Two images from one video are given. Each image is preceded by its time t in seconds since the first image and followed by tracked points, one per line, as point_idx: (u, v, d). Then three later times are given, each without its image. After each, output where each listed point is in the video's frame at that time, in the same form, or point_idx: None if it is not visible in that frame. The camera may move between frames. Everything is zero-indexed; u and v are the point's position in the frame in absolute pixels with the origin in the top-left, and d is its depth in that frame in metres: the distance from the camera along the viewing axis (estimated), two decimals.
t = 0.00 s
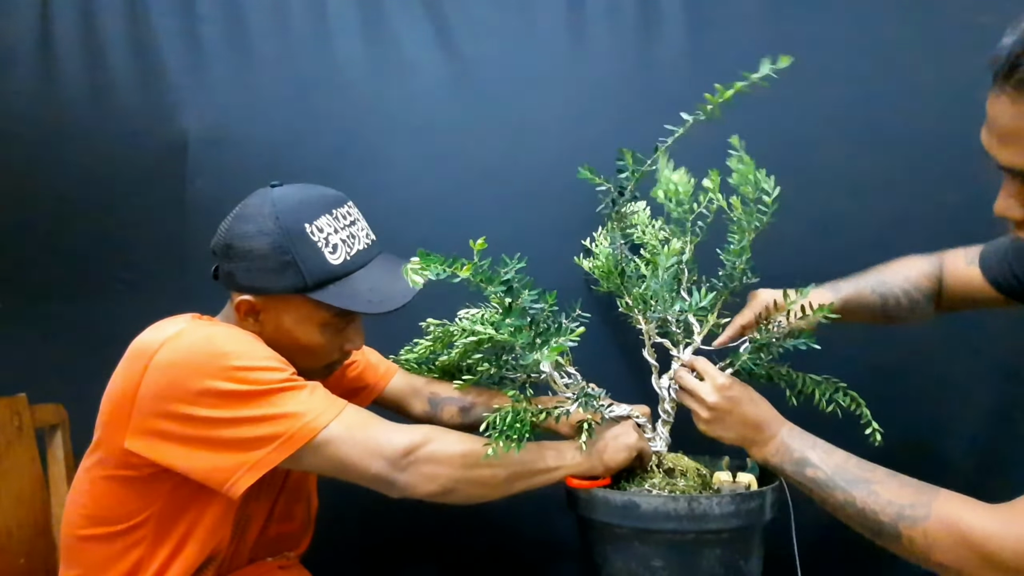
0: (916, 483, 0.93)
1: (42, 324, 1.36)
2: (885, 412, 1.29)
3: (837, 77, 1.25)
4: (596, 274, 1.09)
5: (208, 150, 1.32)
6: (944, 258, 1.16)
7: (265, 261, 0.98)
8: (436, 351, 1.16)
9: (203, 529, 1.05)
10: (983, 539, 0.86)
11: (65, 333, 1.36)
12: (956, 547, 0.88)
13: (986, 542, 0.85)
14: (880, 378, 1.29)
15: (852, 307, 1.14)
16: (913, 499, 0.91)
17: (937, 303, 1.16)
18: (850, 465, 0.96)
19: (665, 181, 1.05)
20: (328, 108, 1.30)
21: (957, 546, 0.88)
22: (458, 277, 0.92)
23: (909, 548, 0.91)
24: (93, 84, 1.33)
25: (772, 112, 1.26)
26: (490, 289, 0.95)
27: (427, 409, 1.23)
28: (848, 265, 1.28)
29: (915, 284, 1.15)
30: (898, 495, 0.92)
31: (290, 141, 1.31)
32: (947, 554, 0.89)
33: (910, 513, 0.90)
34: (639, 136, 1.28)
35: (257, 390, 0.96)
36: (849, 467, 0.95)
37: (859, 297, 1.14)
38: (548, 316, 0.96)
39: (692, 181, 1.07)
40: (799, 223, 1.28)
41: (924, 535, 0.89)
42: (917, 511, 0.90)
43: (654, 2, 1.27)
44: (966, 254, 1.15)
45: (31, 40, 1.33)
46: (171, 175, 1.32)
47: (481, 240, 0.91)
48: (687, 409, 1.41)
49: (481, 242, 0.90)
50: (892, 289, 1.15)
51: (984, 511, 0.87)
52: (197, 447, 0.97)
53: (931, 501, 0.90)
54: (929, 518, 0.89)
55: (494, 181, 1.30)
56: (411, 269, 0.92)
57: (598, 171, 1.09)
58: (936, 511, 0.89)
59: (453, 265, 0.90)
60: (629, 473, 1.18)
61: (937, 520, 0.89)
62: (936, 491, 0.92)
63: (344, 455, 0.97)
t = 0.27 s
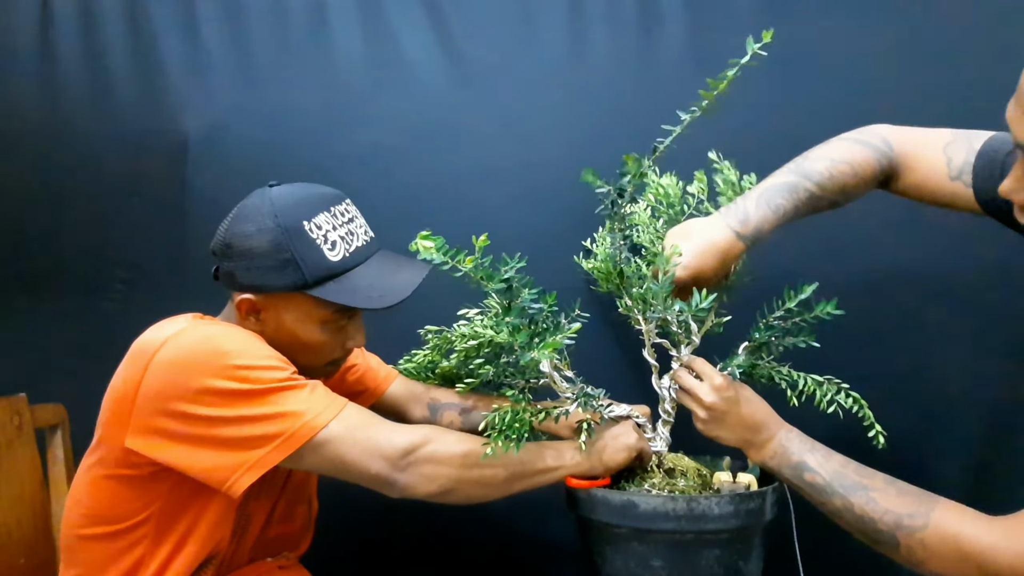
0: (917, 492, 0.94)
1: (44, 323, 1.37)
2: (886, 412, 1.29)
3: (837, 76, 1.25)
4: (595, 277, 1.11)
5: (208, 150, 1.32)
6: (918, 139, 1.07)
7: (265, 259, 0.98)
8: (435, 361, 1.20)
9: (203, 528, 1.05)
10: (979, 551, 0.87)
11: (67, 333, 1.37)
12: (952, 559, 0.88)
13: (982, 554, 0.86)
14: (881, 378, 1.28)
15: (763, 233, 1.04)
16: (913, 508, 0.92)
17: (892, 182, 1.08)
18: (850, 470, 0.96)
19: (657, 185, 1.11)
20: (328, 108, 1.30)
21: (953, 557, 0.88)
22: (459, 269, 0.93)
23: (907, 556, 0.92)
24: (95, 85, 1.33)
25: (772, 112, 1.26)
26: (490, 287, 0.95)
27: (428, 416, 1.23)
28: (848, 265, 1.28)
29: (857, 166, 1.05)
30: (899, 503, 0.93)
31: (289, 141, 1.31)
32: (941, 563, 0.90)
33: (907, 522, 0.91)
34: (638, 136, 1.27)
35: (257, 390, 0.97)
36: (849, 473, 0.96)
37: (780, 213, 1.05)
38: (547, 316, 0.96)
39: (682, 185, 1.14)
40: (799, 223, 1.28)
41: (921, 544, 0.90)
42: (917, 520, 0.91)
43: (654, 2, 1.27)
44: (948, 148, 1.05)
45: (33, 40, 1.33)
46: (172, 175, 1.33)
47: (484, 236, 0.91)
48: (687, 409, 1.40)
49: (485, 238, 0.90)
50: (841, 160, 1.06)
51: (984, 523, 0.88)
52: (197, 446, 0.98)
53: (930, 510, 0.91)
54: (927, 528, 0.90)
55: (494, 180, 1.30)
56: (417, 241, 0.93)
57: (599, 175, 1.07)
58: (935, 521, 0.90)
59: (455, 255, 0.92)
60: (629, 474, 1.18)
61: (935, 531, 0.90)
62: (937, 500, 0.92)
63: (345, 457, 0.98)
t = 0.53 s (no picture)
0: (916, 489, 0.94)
1: (44, 323, 1.37)
2: (886, 412, 1.29)
3: (836, 75, 1.25)
4: (596, 276, 1.10)
5: (208, 150, 1.32)
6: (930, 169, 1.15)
7: (262, 256, 0.98)
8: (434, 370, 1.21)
9: (202, 529, 1.05)
10: (979, 544, 0.87)
11: (66, 333, 1.37)
12: (952, 554, 0.88)
13: (982, 547, 0.86)
14: (881, 379, 1.28)
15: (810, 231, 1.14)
16: (912, 504, 0.92)
17: (926, 213, 1.14)
18: (848, 467, 0.96)
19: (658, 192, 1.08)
20: (328, 108, 1.30)
21: (953, 552, 0.88)
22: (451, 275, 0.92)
23: (907, 552, 0.92)
24: (94, 85, 1.33)
25: (771, 111, 1.26)
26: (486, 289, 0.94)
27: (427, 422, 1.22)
28: (848, 265, 1.28)
29: (895, 197, 1.14)
30: (898, 499, 0.93)
31: (288, 141, 1.31)
32: (940, 558, 0.89)
33: (907, 517, 0.91)
34: (638, 136, 1.27)
35: (257, 391, 0.96)
36: (847, 470, 0.96)
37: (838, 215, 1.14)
38: (545, 316, 0.96)
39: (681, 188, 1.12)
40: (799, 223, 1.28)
41: (921, 540, 0.90)
42: (916, 515, 0.91)
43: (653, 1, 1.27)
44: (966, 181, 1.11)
45: (32, 40, 1.33)
46: (171, 175, 1.33)
47: (477, 239, 0.90)
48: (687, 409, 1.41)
49: (479, 242, 0.90)
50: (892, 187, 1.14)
51: (982, 516, 0.88)
52: (196, 447, 0.98)
53: (929, 506, 0.91)
54: (927, 523, 0.90)
55: (493, 180, 1.30)
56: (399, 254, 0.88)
57: (593, 176, 1.10)
58: (934, 516, 0.90)
59: (445, 260, 0.91)
60: (629, 474, 1.19)
61: (935, 526, 0.90)
62: (936, 496, 0.92)
63: (344, 455, 0.98)
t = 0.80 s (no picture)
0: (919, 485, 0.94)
1: (44, 323, 1.37)
2: (887, 411, 1.28)
3: (835, 75, 1.25)
4: (597, 275, 1.11)
5: (207, 150, 1.32)
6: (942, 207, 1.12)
7: (263, 259, 0.99)
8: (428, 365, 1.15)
9: (201, 532, 1.05)
10: (986, 538, 0.87)
11: (65, 333, 1.37)
12: (957, 549, 0.89)
13: (986, 541, 0.87)
14: (882, 378, 1.28)
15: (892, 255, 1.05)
16: (915, 499, 0.92)
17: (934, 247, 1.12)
18: (851, 465, 0.96)
19: (660, 181, 1.08)
20: (327, 108, 1.30)
21: (957, 547, 0.89)
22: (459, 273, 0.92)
23: (911, 549, 0.92)
24: (93, 85, 1.33)
25: (770, 111, 1.26)
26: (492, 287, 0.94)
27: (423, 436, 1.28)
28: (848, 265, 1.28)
29: (925, 216, 1.09)
30: (901, 495, 0.93)
31: (289, 141, 1.31)
32: (944, 553, 0.90)
33: (910, 513, 0.92)
34: (638, 136, 1.28)
35: (255, 394, 0.97)
36: (850, 467, 0.96)
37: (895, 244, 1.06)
38: (550, 315, 0.96)
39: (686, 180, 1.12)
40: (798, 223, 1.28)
41: (926, 536, 0.90)
42: (921, 510, 0.91)
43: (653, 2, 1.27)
44: (964, 204, 1.12)
45: (31, 41, 1.33)
46: (171, 175, 1.33)
47: (486, 237, 0.90)
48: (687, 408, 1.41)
49: (486, 241, 0.89)
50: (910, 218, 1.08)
51: (987, 512, 0.88)
52: (194, 450, 0.98)
53: (932, 502, 0.92)
54: (931, 518, 0.91)
55: (492, 180, 1.30)
56: (411, 254, 0.88)
57: (595, 174, 1.09)
58: (940, 511, 0.91)
59: (454, 259, 0.91)
60: (629, 474, 1.19)
61: (940, 522, 0.90)
62: (939, 492, 0.93)
63: (344, 456, 0.98)
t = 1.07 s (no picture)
0: (920, 488, 0.94)
1: (43, 323, 1.37)
2: (887, 411, 1.28)
3: (835, 76, 1.25)
4: (598, 274, 1.10)
5: (208, 150, 1.32)
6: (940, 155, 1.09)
7: (272, 266, 0.99)
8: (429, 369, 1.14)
9: (199, 526, 1.05)
10: (988, 541, 0.87)
11: (65, 333, 1.37)
12: (958, 552, 0.89)
13: (988, 543, 0.87)
14: (882, 379, 1.28)
15: (785, 192, 1.07)
16: (917, 502, 0.92)
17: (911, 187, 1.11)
18: (852, 466, 0.96)
19: (669, 182, 1.06)
20: (327, 109, 1.30)
21: (958, 550, 0.89)
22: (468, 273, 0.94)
23: (913, 551, 0.92)
24: (94, 85, 1.33)
25: (771, 112, 1.26)
26: (495, 288, 0.95)
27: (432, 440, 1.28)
28: (848, 265, 1.27)
29: (889, 164, 1.09)
30: (902, 497, 0.93)
31: (288, 141, 1.31)
32: (945, 556, 0.90)
33: (912, 516, 0.91)
34: (638, 136, 1.28)
35: (256, 388, 0.97)
36: (851, 469, 0.96)
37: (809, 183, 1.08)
38: (550, 316, 0.95)
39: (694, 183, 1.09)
40: (799, 223, 1.28)
41: (927, 538, 0.90)
42: (922, 513, 0.91)
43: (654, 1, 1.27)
44: (966, 159, 1.08)
45: (31, 40, 1.34)
46: (171, 174, 1.33)
47: (490, 238, 0.90)
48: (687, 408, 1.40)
49: (491, 242, 0.90)
50: (885, 155, 1.10)
51: (988, 516, 0.88)
52: (194, 442, 0.98)
53: (935, 504, 0.92)
54: (932, 520, 0.90)
55: (493, 180, 1.30)
56: (425, 248, 0.93)
57: (600, 172, 1.08)
58: (941, 514, 0.90)
59: (461, 259, 0.94)
60: (630, 474, 1.18)
61: (941, 524, 0.90)
62: (941, 495, 0.92)
63: (344, 455, 0.98)
